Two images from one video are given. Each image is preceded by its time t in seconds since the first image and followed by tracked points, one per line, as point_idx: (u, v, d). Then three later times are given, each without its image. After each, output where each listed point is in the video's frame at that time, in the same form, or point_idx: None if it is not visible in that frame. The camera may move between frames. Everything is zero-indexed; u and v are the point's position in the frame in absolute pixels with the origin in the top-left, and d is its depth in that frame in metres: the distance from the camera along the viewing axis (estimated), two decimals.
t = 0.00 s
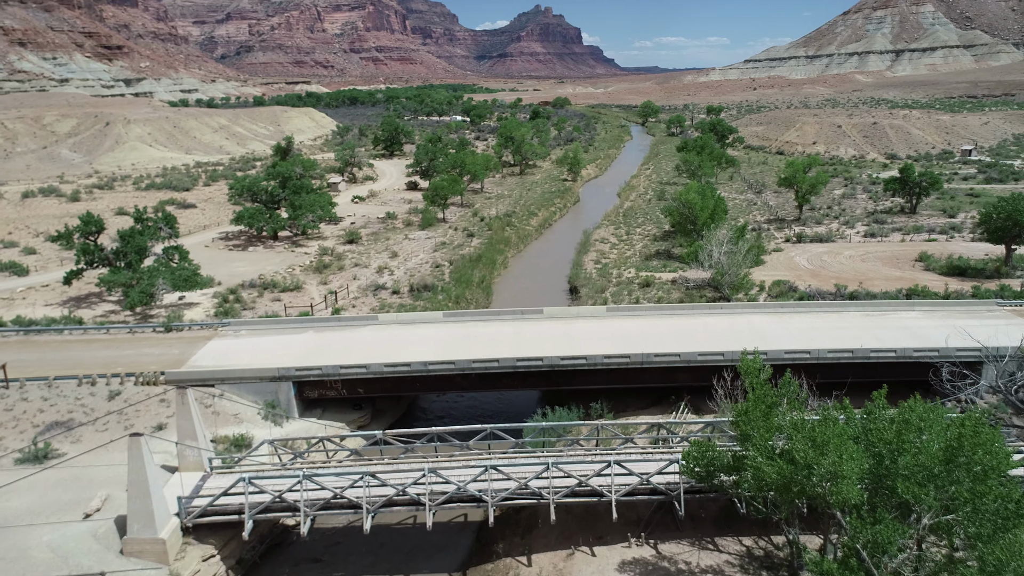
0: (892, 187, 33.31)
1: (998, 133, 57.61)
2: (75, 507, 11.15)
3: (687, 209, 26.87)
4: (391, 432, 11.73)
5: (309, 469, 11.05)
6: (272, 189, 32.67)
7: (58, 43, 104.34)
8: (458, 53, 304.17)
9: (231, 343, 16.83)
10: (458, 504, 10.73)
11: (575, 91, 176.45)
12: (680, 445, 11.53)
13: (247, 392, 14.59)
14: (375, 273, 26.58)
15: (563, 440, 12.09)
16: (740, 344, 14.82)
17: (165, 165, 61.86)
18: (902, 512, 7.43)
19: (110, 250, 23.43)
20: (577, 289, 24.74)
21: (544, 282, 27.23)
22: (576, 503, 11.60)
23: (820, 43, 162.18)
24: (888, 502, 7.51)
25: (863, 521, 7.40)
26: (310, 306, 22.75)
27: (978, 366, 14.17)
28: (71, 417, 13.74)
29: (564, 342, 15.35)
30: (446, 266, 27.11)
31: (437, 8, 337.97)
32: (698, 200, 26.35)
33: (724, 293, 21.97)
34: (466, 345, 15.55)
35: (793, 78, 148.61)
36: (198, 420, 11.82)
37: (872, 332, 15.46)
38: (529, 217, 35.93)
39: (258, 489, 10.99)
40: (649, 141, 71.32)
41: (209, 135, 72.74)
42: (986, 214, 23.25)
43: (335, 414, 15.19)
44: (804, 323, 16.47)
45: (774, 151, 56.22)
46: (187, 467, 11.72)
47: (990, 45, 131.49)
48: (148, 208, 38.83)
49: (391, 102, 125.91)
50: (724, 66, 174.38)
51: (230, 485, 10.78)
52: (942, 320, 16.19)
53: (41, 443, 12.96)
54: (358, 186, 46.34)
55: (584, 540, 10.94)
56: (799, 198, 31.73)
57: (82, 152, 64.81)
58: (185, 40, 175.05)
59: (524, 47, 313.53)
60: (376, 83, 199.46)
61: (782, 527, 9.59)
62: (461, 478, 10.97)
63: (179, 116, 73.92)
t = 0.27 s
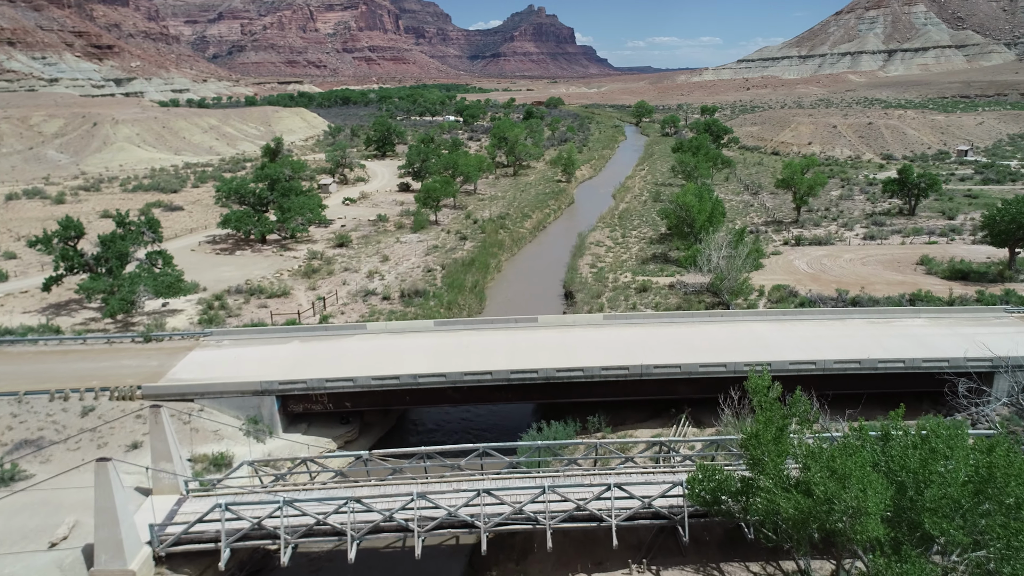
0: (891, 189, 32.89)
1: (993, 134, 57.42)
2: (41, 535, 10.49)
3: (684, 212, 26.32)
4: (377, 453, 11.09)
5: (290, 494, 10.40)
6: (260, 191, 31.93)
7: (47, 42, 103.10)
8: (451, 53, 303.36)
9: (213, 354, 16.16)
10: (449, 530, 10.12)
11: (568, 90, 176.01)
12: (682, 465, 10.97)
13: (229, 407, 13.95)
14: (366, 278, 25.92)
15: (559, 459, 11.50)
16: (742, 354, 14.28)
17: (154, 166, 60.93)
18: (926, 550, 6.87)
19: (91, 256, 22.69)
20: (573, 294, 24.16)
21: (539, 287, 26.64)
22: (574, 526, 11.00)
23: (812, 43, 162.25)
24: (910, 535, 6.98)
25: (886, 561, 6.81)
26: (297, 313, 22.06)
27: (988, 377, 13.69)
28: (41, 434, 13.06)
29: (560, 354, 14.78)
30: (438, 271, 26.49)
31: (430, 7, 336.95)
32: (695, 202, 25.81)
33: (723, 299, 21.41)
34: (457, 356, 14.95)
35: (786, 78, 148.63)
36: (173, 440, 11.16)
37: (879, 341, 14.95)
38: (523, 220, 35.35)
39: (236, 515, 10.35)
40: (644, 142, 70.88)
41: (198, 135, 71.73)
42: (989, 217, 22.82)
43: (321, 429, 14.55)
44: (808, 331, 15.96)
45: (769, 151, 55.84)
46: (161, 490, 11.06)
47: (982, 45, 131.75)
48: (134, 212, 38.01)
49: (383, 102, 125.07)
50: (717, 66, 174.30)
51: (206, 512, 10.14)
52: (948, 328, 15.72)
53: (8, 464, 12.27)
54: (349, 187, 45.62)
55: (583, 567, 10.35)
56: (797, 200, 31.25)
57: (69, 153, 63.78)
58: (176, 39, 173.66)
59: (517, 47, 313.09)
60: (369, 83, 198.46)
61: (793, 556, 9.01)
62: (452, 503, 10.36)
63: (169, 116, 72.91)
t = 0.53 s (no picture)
0: (891, 190, 32.40)
1: (991, 134, 57.12)
2: (3, 565, 9.85)
3: (683, 215, 25.73)
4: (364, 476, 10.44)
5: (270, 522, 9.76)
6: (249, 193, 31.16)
7: (39, 42, 102.07)
8: (446, 53, 302.62)
9: (196, 366, 15.51)
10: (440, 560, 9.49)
11: (563, 91, 175.53)
12: (688, 488, 10.38)
13: (211, 423, 13.32)
14: (357, 284, 25.26)
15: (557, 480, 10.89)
16: (747, 366, 13.72)
17: (144, 167, 60.06)
18: None
19: (72, 262, 21.98)
20: (569, 299, 23.56)
21: (534, 292, 26.04)
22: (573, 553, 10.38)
23: (807, 43, 162.14)
24: None
25: None
26: (285, 320, 21.35)
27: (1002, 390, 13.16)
28: (12, 454, 12.41)
29: (557, 366, 14.19)
30: (431, 275, 25.87)
31: (425, 7, 336.11)
32: (694, 205, 25.21)
33: (724, 304, 20.84)
34: (450, 369, 14.34)
35: (782, 78, 148.50)
36: (147, 462, 10.52)
37: (887, 352, 14.43)
38: (519, 222, 34.75)
39: (212, 543, 9.72)
40: (640, 142, 70.39)
41: (190, 135, 70.78)
42: (995, 220, 22.33)
43: (308, 445, 13.90)
44: (815, 340, 15.42)
45: (766, 152, 55.41)
46: (134, 516, 10.42)
47: (977, 45, 131.76)
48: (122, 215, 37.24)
49: (378, 102, 124.32)
50: (712, 66, 174.07)
51: (180, 541, 9.50)
52: (959, 338, 15.19)
53: None
54: (342, 189, 44.93)
55: None
56: (796, 202, 30.71)
57: (58, 154, 62.87)
58: (170, 39, 172.54)
59: (512, 47, 312.60)
60: (363, 83, 197.57)
61: None
62: (443, 530, 9.74)
63: (160, 117, 72.01)
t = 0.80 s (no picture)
0: (890, 192, 31.96)
1: (987, 134, 56.86)
2: None
3: (681, 218, 25.15)
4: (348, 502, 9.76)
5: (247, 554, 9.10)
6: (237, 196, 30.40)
7: (29, 41, 101.02)
8: (440, 53, 301.74)
9: (176, 379, 14.83)
10: None
11: (557, 91, 175.07)
12: (692, 513, 9.80)
13: (189, 441, 12.69)
14: (347, 289, 24.60)
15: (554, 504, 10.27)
16: (751, 379, 13.15)
17: (133, 168, 59.14)
18: None
19: (51, 268, 21.24)
20: (565, 305, 22.97)
21: (529, 296, 25.47)
22: None
23: (801, 43, 162.12)
24: None
25: None
26: (272, 328, 20.66)
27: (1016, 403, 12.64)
28: None
29: (553, 379, 13.60)
30: (424, 280, 25.24)
31: (419, 7, 335.21)
32: (692, 208, 24.64)
33: (723, 310, 20.31)
34: (442, 383, 13.73)
35: (776, 77, 148.43)
36: (117, 488, 9.87)
37: (895, 362, 13.91)
38: (513, 224, 34.14)
39: None
40: (635, 142, 69.90)
41: (180, 136, 69.78)
42: (1000, 224, 21.86)
43: (292, 462, 13.27)
44: (820, 349, 14.89)
45: (762, 153, 55.00)
46: (102, 546, 9.76)
47: (969, 45, 131.90)
48: (108, 218, 36.43)
49: (372, 102, 123.51)
50: (706, 66, 173.89)
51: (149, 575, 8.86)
52: (968, 345, 14.69)
53: None
54: (334, 191, 44.19)
55: None
56: (795, 204, 30.20)
57: (46, 155, 61.91)
58: (162, 39, 171.28)
59: (506, 47, 312.09)
60: (357, 83, 196.62)
61: None
62: (431, 560, 9.12)
63: (150, 117, 71.05)
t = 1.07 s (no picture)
0: (889, 193, 31.54)
1: (982, 134, 56.63)
2: None
3: (678, 221, 24.56)
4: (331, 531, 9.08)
5: None
6: (224, 198, 29.65)
7: (19, 41, 99.92)
8: (433, 53, 300.84)
9: (154, 393, 14.15)
10: None
11: (551, 91, 174.59)
12: (697, 540, 9.27)
13: (165, 461, 12.05)
14: (336, 295, 23.93)
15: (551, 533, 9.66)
16: (756, 392, 12.62)
17: (121, 169, 58.16)
18: None
19: (28, 275, 20.47)
20: (561, 312, 22.38)
21: (523, 302, 24.89)
22: None
23: (794, 43, 162.14)
24: None
25: None
26: (258, 336, 19.96)
27: None
28: None
29: (549, 394, 13.02)
30: (415, 285, 24.61)
31: (412, 7, 334.22)
32: (690, 210, 24.08)
33: (723, 317, 19.78)
34: (432, 398, 13.11)
35: (769, 77, 148.41)
36: (84, 517, 9.23)
37: (903, 373, 13.41)
38: (507, 227, 33.56)
39: None
40: (629, 143, 69.45)
41: (170, 137, 68.68)
42: (1004, 228, 21.42)
43: (275, 481, 12.65)
44: (825, 360, 14.37)
45: (757, 154, 54.64)
46: None
47: (961, 45, 132.11)
48: (92, 222, 35.59)
49: (365, 102, 122.71)
50: (700, 66, 173.77)
51: None
52: (979, 356, 14.18)
53: None
54: (325, 192, 43.45)
55: None
56: (794, 206, 29.71)
57: (32, 156, 60.88)
58: (154, 38, 169.98)
59: (500, 47, 311.50)
60: (350, 83, 195.56)
61: None
62: None
63: (139, 117, 69.99)
